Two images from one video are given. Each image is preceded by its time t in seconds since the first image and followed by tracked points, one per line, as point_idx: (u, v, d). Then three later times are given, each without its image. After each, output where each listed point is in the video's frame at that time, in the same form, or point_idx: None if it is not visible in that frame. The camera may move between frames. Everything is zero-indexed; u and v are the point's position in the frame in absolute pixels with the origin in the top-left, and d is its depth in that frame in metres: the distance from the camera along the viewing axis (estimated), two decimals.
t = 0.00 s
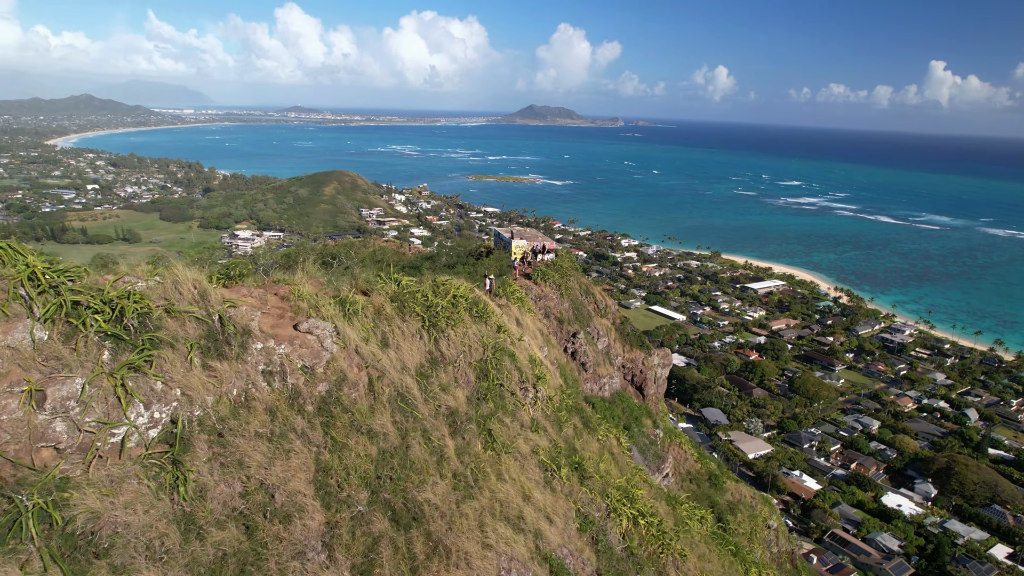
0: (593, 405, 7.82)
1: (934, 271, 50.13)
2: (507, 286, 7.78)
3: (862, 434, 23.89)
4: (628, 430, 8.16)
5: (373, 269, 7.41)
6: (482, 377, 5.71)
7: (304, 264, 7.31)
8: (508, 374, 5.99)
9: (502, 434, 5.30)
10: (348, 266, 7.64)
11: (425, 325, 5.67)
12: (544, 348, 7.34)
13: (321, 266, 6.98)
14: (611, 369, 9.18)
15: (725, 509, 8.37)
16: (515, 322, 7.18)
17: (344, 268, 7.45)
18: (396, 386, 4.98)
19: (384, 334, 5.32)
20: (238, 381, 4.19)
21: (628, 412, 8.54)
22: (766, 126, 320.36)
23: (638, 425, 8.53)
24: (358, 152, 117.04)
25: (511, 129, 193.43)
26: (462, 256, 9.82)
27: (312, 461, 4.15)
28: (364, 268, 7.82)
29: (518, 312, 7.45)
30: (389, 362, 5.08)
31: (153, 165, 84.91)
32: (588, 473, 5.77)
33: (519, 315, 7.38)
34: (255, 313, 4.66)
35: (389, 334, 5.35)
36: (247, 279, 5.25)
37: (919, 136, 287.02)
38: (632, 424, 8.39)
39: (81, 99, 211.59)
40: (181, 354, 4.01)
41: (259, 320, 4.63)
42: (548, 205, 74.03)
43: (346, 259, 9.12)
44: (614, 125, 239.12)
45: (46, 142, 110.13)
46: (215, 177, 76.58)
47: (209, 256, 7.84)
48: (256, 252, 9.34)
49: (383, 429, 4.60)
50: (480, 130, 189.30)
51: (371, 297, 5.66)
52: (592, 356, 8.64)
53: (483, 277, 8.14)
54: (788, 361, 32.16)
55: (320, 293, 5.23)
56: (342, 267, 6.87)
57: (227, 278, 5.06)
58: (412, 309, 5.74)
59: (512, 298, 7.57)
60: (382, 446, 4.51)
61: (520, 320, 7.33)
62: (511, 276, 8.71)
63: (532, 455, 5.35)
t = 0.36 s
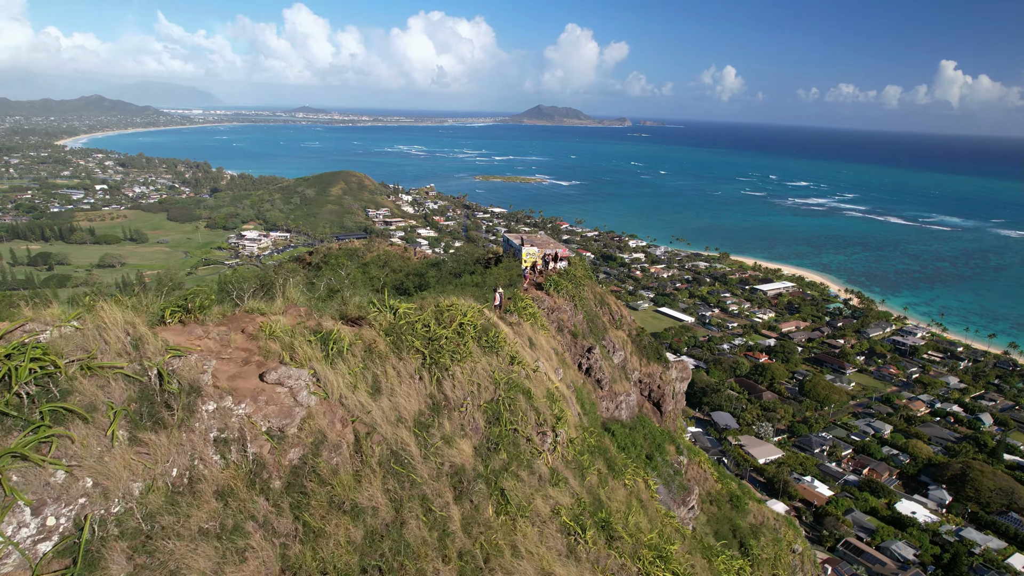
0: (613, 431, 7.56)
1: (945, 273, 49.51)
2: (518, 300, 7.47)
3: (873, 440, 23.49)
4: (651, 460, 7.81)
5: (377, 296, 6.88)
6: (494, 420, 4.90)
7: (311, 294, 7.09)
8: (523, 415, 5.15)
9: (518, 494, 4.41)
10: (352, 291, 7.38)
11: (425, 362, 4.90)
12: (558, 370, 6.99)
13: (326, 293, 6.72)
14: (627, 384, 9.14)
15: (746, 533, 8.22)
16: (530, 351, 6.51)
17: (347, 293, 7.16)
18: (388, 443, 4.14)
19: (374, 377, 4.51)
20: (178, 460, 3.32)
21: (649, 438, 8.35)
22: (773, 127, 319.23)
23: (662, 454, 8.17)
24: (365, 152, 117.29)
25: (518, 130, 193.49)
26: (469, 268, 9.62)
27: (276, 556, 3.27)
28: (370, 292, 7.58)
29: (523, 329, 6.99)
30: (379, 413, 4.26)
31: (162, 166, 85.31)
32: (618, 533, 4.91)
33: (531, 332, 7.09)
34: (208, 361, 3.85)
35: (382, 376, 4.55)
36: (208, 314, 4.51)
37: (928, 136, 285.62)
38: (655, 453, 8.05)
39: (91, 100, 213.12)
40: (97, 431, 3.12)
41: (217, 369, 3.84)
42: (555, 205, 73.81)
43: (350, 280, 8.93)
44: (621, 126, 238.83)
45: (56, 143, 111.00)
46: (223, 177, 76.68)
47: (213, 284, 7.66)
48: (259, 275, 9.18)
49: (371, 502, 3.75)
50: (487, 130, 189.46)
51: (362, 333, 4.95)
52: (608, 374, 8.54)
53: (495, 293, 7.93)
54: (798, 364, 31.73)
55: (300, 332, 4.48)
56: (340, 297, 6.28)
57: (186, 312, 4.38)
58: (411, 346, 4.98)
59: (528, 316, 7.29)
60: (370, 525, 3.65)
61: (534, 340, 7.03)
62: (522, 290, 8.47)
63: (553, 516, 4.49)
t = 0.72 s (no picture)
0: (631, 459, 7.39)
1: (953, 274, 49.06)
2: (525, 312, 7.27)
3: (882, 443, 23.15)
4: (673, 491, 7.49)
5: (379, 319, 6.68)
6: (502, 474, 4.50)
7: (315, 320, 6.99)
8: (535, 466, 4.77)
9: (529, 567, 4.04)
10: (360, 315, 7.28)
11: (421, 409, 4.40)
12: (563, 392, 6.65)
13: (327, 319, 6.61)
14: (642, 399, 9.15)
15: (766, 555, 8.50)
16: (535, 379, 6.06)
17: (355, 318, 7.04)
18: (371, 516, 3.64)
19: (359, 434, 4.02)
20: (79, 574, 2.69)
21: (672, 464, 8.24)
22: (778, 127, 318.04)
23: (683, 483, 7.90)
24: (369, 152, 117.39)
25: (522, 130, 193.52)
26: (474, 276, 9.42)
27: None
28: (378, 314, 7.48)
29: (515, 346, 6.45)
30: (361, 482, 3.75)
31: (167, 165, 85.49)
32: None
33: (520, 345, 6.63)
34: (133, 431, 3.22)
35: (368, 432, 4.04)
36: (150, 355, 4.01)
37: (934, 136, 285.11)
38: (677, 482, 7.76)
39: (97, 100, 214.04)
40: None
41: (142, 441, 3.21)
42: (559, 206, 73.64)
43: (355, 299, 8.83)
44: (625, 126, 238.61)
45: (63, 143, 111.47)
46: (227, 178, 76.68)
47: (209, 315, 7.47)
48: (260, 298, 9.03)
49: None
50: (491, 131, 189.40)
51: (348, 376, 4.43)
52: (622, 391, 8.51)
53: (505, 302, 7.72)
54: (805, 366, 31.45)
55: (262, 380, 3.90)
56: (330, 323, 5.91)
57: (119, 354, 3.92)
58: (404, 390, 4.47)
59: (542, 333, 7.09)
60: None
61: (544, 356, 6.84)
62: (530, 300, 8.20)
63: None
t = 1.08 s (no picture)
0: (656, 495, 7.21)
1: (962, 276, 48.54)
2: (537, 325, 6.97)
3: (893, 447, 22.83)
4: (703, 532, 7.42)
5: (384, 343, 6.37)
6: (517, 561, 3.65)
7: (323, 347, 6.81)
8: (557, 543, 3.93)
9: None
10: (371, 338, 7.11)
11: (414, 486, 3.52)
12: (572, 421, 5.97)
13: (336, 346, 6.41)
14: (660, 417, 9.05)
15: None
16: (550, 425, 5.20)
17: (365, 342, 6.84)
18: None
19: (329, 527, 3.18)
20: None
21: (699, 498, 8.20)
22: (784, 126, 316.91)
23: (714, 521, 7.87)
24: (374, 152, 117.47)
25: (527, 130, 193.55)
26: (479, 285, 9.18)
27: None
28: (386, 335, 7.27)
29: (520, 375, 5.88)
30: None
31: (173, 166, 85.72)
32: None
33: (522, 372, 5.96)
34: None
35: (342, 523, 3.21)
36: (33, 430, 3.24)
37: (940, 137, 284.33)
38: (706, 519, 7.76)
39: (104, 101, 215.12)
40: None
41: None
42: (564, 206, 73.44)
43: (360, 316, 8.64)
44: (630, 126, 238.41)
45: (70, 144, 111.99)
46: (232, 178, 76.67)
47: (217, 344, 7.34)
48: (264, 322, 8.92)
49: None
50: (497, 131, 189.47)
51: (318, 444, 3.59)
52: (640, 410, 8.27)
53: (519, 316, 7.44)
54: (813, 368, 31.14)
55: (187, 468, 3.10)
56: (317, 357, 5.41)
57: None
58: (394, 462, 3.59)
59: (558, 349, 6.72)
60: None
61: (560, 378, 6.57)
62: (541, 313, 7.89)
63: None
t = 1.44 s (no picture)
0: (689, 542, 7.00)
1: (971, 277, 48.07)
2: (550, 344, 6.63)
3: (903, 452, 22.47)
4: None
5: (387, 370, 6.09)
6: None
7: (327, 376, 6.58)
8: None
9: None
10: (372, 362, 6.83)
11: None
12: (595, 480, 5.03)
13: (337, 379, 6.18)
14: (680, 438, 8.79)
15: None
16: (583, 512, 4.04)
17: (366, 369, 6.55)
18: None
19: None
20: None
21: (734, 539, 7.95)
22: (789, 126, 316.18)
23: (750, 569, 7.62)
24: (379, 153, 117.63)
25: (531, 131, 193.50)
26: (484, 297, 8.88)
27: None
28: (387, 357, 6.97)
29: (536, 416, 5.18)
30: None
31: (178, 166, 85.85)
32: None
33: (534, 416, 5.13)
34: None
35: None
36: None
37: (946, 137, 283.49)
38: (742, 567, 7.52)
39: (111, 102, 216.06)
40: None
41: None
42: (569, 206, 73.18)
43: (362, 335, 8.41)
44: (635, 126, 238.15)
45: (76, 145, 112.43)
46: (237, 178, 76.66)
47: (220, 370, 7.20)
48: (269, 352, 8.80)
49: None
50: (502, 132, 189.63)
51: None
52: (660, 433, 8.03)
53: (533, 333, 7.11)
54: (822, 371, 30.76)
55: None
56: (298, 404, 4.74)
57: None
58: None
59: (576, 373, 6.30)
60: None
61: (577, 408, 6.09)
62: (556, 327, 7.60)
63: None
